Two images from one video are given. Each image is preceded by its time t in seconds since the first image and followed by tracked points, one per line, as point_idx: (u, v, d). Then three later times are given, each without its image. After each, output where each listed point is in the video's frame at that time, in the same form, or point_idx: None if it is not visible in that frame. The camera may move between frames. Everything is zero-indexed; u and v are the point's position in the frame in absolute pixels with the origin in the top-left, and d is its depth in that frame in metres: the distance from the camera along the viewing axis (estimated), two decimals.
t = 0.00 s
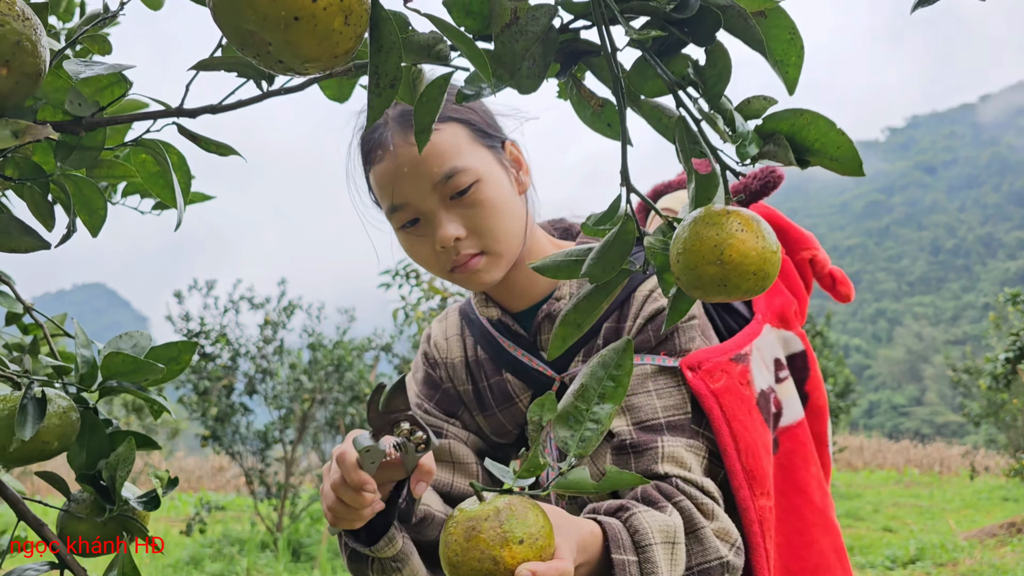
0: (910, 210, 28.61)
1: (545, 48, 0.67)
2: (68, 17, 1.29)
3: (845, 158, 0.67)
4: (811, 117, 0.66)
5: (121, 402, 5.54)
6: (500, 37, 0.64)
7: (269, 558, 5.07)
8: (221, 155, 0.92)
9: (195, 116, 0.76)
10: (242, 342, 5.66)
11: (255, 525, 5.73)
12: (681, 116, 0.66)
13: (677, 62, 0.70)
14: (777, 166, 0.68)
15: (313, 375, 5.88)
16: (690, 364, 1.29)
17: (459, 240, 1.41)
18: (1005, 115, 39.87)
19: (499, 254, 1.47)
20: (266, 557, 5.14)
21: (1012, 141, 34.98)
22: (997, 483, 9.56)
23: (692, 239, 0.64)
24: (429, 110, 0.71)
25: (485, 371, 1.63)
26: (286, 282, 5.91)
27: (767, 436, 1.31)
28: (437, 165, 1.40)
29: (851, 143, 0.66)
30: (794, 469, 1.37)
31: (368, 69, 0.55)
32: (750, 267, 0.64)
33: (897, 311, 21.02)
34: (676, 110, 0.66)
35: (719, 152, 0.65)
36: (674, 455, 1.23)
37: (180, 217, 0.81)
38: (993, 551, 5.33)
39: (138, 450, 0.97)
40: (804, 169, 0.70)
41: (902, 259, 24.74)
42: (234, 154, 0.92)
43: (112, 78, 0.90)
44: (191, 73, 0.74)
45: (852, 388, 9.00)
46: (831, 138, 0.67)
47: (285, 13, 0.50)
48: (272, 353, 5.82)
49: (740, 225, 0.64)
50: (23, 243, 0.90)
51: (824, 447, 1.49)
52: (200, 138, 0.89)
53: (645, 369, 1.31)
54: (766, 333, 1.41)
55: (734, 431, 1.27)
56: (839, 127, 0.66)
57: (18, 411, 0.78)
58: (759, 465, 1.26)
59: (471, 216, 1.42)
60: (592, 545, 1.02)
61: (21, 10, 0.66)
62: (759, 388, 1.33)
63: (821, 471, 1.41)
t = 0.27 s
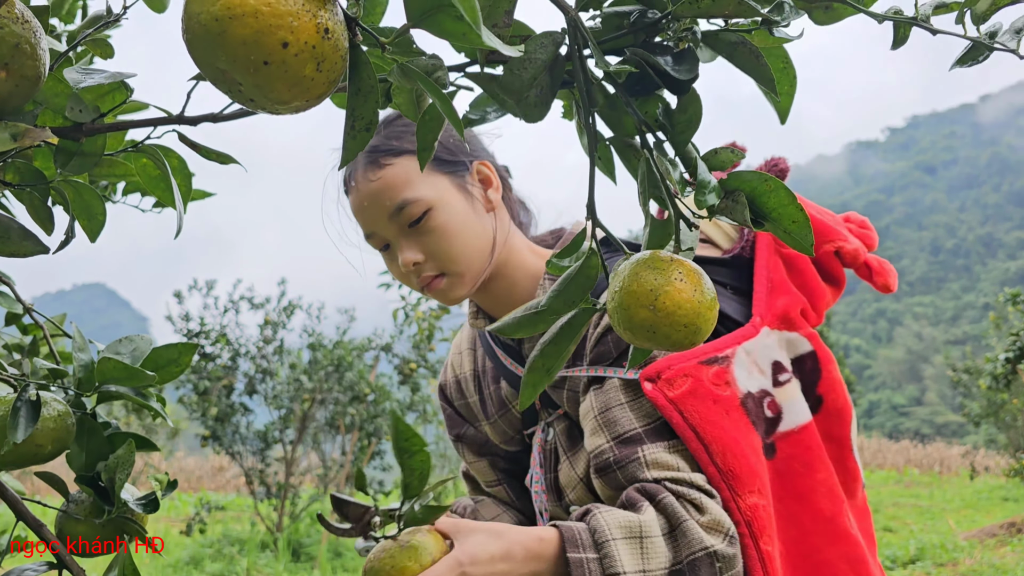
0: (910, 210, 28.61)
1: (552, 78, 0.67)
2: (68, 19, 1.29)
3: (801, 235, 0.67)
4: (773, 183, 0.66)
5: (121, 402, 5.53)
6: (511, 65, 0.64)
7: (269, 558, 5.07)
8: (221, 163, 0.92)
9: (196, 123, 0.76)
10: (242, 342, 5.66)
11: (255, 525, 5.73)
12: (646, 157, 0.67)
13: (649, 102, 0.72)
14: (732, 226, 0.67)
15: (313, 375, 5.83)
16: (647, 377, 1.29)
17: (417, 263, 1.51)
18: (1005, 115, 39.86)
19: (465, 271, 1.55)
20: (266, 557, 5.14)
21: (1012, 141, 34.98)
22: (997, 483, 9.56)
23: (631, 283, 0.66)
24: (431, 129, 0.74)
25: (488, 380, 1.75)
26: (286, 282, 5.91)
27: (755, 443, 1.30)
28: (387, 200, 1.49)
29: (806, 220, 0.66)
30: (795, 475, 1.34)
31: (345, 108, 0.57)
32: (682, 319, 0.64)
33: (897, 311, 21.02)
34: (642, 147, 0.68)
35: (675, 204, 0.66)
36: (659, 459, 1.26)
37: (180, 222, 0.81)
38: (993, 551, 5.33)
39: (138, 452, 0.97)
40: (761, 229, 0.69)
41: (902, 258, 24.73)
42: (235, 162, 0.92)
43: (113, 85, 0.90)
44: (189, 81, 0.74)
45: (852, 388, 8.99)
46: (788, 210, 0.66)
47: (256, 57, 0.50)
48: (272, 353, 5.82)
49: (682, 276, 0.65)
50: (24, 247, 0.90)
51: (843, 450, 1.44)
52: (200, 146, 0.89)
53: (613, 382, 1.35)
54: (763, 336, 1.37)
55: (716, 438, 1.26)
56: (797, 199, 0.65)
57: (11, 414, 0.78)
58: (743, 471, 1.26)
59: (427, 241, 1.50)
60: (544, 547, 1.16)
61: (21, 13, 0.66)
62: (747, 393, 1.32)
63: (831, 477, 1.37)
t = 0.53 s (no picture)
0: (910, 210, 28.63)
1: (550, 87, 0.65)
2: (69, 17, 1.29)
3: (882, 219, 0.60)
4: (846, 173, 0.59)
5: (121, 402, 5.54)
6: (510, 69, 0.64)
7: (269, 558, 5.07)
8: (223, 165, 0.92)
9: (198, 126, 0.76)
10: (242, 342, 5.67)
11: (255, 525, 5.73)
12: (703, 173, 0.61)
13: (697, 115, 0.67)
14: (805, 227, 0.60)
15: (313, 375, 5.82)
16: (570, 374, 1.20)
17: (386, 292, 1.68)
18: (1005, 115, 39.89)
19: (429, 294, 1.66)
20: (265, 557, 5.14)
21: (1012, 141, 35.00)
22: (997, 483, 9.57)
23: (727, 302, 0.59)
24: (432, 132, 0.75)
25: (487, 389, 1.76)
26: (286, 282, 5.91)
27: (674, 436, 1.17)
28: (353, 244, 1.69)
29: (888, 204, 0.59)
30: (739, 474, 1.17)
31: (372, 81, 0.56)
32: (792, 328, 0.59)
33: (897, 311, 21.04)
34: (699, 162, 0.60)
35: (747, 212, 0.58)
36: (575, 458, 1.20)
37: (180, 224, 0.81)
38: (993, 551, 5.33)
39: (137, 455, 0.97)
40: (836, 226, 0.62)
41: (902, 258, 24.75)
42: (236, 163, 0.92)
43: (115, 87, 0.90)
44: (193, 84, 0.74)
45: (852, 388, 9.00)
46: (865, 198, 0.59)
47: (287, 20, 0.49)
48: (272, 353, 5.83)
49: (779, 284, 0.60)
50: (24, 249, 0.90)
51: (814, 445, 1.24)
52: (202, 148, 0.90)
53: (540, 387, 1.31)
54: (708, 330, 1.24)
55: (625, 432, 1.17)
56: (876, 186, 0.58)
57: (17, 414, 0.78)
58: (650, 466, 1.15)
59: (386, 276, 1.65)
60: (444, 558, 1.19)
61: (23, 15, 0.66)
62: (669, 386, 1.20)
63: (782, 473, 1.18)
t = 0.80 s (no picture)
0: (910, 210, 28.64)
1: (551, 87, 0.66)
2: (70, 17, 1.29)
3: (828, 243, 0.61)
4: (798, 194, 0.59)
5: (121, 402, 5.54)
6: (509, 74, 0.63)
7: (269, 558, 5.08)
8: (224, 168, 0.92)
9: (199, 128, 0.76)
10: (242, 342, 5.67)
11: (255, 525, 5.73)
12: (670, 175, 0.61)
13: (669, 118, 0.67)
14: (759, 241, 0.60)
15: (313, 375, 5.81)
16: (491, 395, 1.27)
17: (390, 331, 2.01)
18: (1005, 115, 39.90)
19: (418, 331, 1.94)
20: (265, 557, 5.14)
21: (1012, 141, 35.00)
22: (997, 483, 9.57)
23: (663, 301, 0.59)
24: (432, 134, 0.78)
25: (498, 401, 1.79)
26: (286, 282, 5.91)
27: (563, 441, 1.18)
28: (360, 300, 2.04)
29: (835, 228, 0.60)
30: (630, 469, 1.16)
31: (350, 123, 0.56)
32: (717, 336, 0.58)
33: (897, 311, 21.03)
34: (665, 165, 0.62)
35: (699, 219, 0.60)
36: (501, 466, 1.31)
37: (181, 227, 0.81)
38: (993, 551, 5.33)
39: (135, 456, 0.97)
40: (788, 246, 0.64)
41: (902, 259, 24.76)
42: (237, 166, 0.92)
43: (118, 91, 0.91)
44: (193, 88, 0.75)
45: (852, 388, 9.00)
46: (815, 219, 0.60)
47: (265, 70, 0.49)
48: (272, 353, 5.83)
49: (714, 292, 0.59)
50: (24, 251, 0.90)
51: (718, 441, 1.21)
52: (203, 151, 0.90)
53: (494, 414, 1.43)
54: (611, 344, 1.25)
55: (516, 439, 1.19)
56: (826, 210, 0.60)
57: (11, 417, 0.78)
58: (540, 470, 1.16)
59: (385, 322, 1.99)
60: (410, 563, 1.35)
61: (26, 19, 0.67)
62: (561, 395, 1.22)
63: (676, 470, 1.17)
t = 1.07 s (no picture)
0: (910, 210, 28.63)
1: (549, 61, 0.67)
2: (70, 18, 1.29)
3: (822, 208, 0.62)
4: (792, 160, 0.61)
5: (121, 402, 5.54)
6: (508, 46, 0.64)
7: (269, 558, 5.07)
8: (222, 160, 0.92)
9: (197, 120, 0.76)
10: (242, 342, 5.67)
11: (255, 525, 5.73)
12: (662, 145, 0.63)
13: (663, 87, 0.70)
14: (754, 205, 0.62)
15: (313, 375, 5.81)
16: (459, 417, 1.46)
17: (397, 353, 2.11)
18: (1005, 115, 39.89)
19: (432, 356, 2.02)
20: (265, 557, 5.14)
21: (1012, 140, 35.00)
22: (998, 483, 9.57)
23: (664, 268, 0.62)
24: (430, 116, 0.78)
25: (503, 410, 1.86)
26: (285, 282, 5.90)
27: (500, 460, 1.37)
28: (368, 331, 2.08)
29: (828, 193, 0.61)
30: (560, 492, 1.35)
31: (371, 77, 0.56)
32: (718, 300, 0.61)
33: (897, 311, 21.04)
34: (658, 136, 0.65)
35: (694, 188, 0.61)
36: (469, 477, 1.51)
37: (180, 219, 0.81)
38: (993, 551, 5.33)
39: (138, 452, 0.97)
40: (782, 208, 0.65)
41: (902, 259, 24.77)
42: (236, 158, 0.92)
43: (115, 83, 0.90)
44: (191, 78, 0.75)
45: (852, 388, 9.00)
46: (809, 185, 0.61)
47: (288, 19, 0.49)
48: (272, 353, 5.83)
49: (713, 257, 0.62)
50: (24, 247, 0.90)
51: (638, 468, 1.37)
52: (201, 143, 0.90)
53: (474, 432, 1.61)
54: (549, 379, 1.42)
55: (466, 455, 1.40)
56: (818, 176, 0.60)
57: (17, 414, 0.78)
58: (480, 486, 1.37)
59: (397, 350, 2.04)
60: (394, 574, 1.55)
61: (23, 13, 0.66)
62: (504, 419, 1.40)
63: (593, 493, 1.35)
